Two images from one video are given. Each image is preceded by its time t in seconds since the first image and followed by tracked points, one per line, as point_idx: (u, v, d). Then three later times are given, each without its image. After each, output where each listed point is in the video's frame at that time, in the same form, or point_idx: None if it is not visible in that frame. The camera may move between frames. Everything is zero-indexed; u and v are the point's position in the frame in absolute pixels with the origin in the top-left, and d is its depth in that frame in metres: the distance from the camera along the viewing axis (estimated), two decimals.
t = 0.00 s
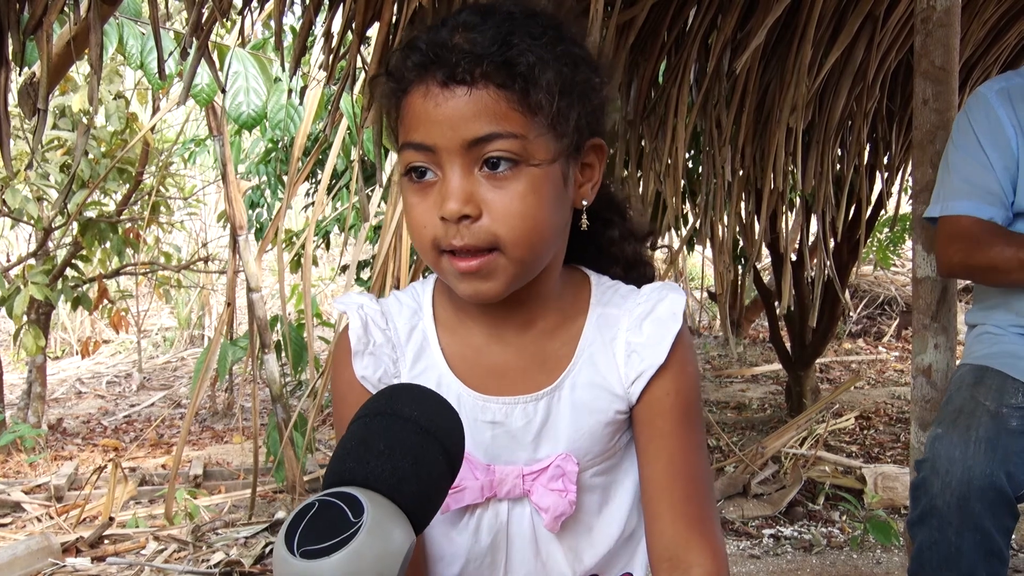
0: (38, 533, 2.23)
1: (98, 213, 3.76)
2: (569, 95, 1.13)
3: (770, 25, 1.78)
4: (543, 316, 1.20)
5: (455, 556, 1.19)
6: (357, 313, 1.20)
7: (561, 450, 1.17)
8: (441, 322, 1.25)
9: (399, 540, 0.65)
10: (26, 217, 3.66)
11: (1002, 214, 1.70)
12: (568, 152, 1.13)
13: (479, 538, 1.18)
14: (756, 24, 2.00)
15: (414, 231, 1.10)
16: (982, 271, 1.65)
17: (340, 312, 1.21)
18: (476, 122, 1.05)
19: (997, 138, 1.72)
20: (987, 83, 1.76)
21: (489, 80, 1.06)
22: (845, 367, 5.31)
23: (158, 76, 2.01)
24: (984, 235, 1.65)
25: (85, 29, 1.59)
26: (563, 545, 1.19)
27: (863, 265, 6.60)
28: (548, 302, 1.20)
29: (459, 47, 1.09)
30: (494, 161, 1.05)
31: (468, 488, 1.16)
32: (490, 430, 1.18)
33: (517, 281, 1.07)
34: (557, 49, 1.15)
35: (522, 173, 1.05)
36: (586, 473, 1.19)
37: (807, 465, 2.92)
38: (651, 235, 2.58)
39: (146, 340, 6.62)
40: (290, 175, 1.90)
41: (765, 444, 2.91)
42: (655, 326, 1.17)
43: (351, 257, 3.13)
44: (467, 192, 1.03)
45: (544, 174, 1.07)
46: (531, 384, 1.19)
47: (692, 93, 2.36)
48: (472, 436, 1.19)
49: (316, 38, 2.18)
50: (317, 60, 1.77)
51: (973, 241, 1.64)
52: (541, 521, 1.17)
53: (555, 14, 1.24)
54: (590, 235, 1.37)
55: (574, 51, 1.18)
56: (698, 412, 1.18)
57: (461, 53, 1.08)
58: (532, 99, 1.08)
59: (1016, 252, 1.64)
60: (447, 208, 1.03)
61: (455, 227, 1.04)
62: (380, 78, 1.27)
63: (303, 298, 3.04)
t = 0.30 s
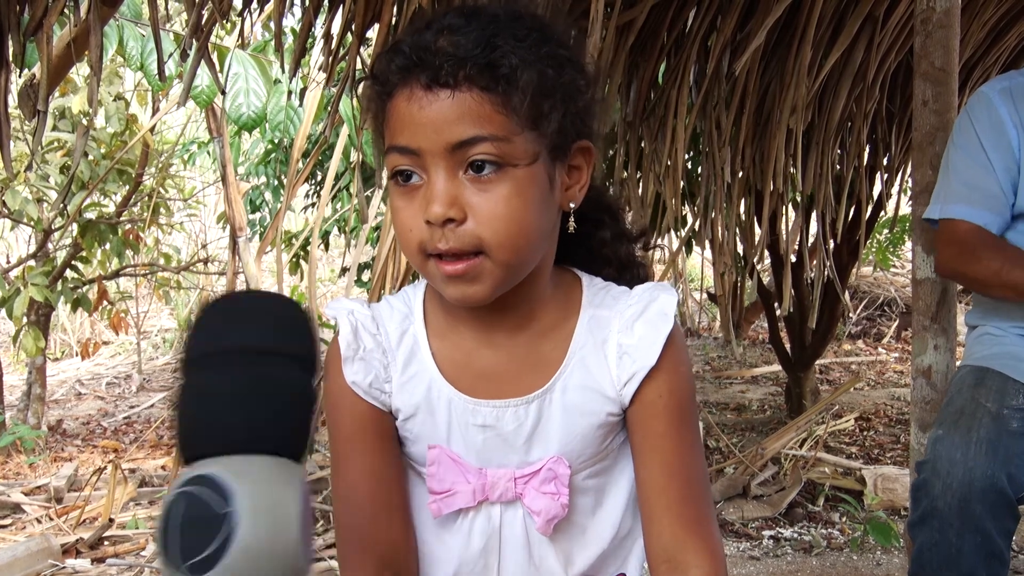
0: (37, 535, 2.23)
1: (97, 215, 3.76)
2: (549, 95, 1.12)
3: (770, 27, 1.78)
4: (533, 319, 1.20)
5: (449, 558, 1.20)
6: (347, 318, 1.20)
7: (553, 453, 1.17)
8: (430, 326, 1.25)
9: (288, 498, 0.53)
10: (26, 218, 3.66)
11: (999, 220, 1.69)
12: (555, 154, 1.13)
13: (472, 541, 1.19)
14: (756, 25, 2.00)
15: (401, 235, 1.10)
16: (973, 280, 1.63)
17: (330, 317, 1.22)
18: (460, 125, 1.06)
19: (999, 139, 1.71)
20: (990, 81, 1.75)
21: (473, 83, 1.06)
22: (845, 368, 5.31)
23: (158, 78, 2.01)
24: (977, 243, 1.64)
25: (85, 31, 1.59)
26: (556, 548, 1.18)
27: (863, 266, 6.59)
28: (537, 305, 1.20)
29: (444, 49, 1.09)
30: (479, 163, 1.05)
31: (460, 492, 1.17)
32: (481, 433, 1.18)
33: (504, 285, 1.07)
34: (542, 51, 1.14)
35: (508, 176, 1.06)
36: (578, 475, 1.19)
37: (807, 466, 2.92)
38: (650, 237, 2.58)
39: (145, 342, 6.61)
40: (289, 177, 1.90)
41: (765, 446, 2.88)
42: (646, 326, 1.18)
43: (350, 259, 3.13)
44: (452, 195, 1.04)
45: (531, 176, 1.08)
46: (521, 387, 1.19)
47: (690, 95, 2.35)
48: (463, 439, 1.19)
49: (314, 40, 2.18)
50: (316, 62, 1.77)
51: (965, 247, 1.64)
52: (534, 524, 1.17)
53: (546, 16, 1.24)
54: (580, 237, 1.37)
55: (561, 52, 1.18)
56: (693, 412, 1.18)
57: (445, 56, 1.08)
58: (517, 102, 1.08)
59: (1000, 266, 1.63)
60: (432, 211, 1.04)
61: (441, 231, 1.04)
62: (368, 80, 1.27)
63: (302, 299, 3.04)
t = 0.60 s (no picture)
0: (37, 535, 2.23)
1: (98, 216, 3.76)
2: (554, 97, 1.12)
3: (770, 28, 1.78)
4: (538, 321, 1.20)
5: (453, 559, 1.20)
6: (350, 320, 1.20)
7: (557, 454, 1.17)
8: (434, 327, 1.25)
9: None
10: (27, 219, 3.66)
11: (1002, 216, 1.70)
12: (561, 156, 1.13)
13: (475, 541, 1.19)
14: (756, 26, 2.00)
15: (408, 238, 1.11)
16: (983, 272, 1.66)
17: (335, 319, 1.22)
18: (468, 128, 1.06)
19: (998, 139, 1.72)
20: (987, 84, 1.76)
21: (480, 86, 1.06)
22: (846, 369, 5.31)
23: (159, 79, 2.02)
24: (983, 237, 1.65)
25: (85, 32, 1.59)
26: (560, 549, 1.18)
27: (863, 267, 6.60)
28: (542, 307, 1.20)
29: (450, 52, 1.09)
30: (486, 167, 1.06)
31: (464, 493, 1.16)
32: (485, 435, 1.18)
33: (511, 287, 1.07)
34: (547, 53, 1.14)
35: (514, 179, 1.06)
36: (582, 477, 1.19)
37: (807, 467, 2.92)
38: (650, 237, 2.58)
39: (146, 342, 6.61)
40: (290, 178, 1.89)
41: (765, 446, 2.89)
42: (649, 328, 1.18)
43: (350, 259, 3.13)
44: (459, 199, 1.05)
45: (537, 178, 1.08)
46: (525, 388, 1.19)
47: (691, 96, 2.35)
48: (467, 440, 1.19)
49: (314, 41, 2.18)
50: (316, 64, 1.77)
51: (973, 242, 1.64)
52: (538, 526, 1.17)
53: (550, 18, 1.23)
54: (584, 239, 1.37)
55: (566, 54, 1.18)
56: (694, 412, 1.18)
57: (451, 59, 1.08)
58: (523, 105, 1.08)
59: (1015, 254, 1.64)
60: (440, 215, 1.05)
61: (448, 234, 1.05)
62: (372, 82, 1.27)
63: (302, 300, 3.04)
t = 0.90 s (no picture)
0: (37, 536, 2.23)
1: (98, 217, 3.77)
2: (557, 99, 1.12)
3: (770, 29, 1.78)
4: (540, 322, 1.20)
5: (455, 560, 1.20)
6: (353, 321, 1.20)
7: (559, 456, 1.17)
8: (437, 329, 1.25)
9: None
10: (27, 220, 3.66)
11: (1006, 219, 1.70)
12: (566, 158, 1.13)
13: (478, 542, 1.18)
14: (756, 28, 2.00)
15: (413, 240, 1.11)
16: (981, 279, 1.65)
17: (337, 320, 1.22)
18: (473, 130, 1.06)
19: (1001, 140, 1.73)
20: (990, 84, 1.77)
21: (486, 88, 1.06)
22: (846, 371, 5.31)
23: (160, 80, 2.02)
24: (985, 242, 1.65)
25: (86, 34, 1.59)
26: (562, 550, 1.18)
27: (863, 268, 6.60)
28: (544, 309, 1.20)
29: (455, 55, 1.09)
30: (492, 169, 1.06)
31: (466, 493, 1.16)
32: (487, 436, 1.18)
33: (517, 289, 1.07)
34: (551, 55, 1.14)
35: (520, 180, 1.06)
36: (584, 479, 1.19)
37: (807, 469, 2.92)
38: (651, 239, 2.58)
39: (146, 343, 6.61)
40: (291, 179, 1.89)
41: (765, 448, 2.90)
42: (652, 329, 1.18)
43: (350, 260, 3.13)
44: (465, 201, 1.05)
45: (543, 180, 1.08)
46: (528, 390, 1.18)
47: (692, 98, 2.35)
48: (470, 441, 1.19)
49: (315, 42, 2.18)
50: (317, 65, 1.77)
51: (975, 246, 1.65)
52: (540, 527, 1.17)
53: (553, 19, 1.23)
54: (587, 240, 1.37)
55: (571, 56, 1.18)
56: (695, 413, 1.18)
57: (456, 61, 1.08)
58: (528, 107, 1.08)
59: (1015, 262, 1.64)
60: (446, 217, 1.05)
61: (454, 236, 1.05)
62: (375, 84, 1.27)
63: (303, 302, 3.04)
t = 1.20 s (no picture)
0: (36, 539, 2.23)
1: (97, 219, 3.76)
2: (557, 99, 1.12)
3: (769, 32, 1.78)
4: (541, 324, 1.20)
5: (454, 562, 1.20)
6: (353, 322, 1.20)
7: (559, 459, 1.17)
8: (438, 330, 1.25)
9: None
10: (26, 223, 3.66)
11: (1005, 221, 1.71)
12: (566, 160, 1.13)
13: (477, 545, 1.18)
14: (756, 30, 2.00)
15: (413, 240, 1.11)
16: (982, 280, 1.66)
17: (337, 321, 1.22)
18: (473, 129, 1.06)
19: (1000, 143, 1.73)
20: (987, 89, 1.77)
21: (485, 88, 1.06)
22: (845, 373, 5.32)
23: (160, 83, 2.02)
24: (987, 244, 1.66)
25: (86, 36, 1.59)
26: (561, 553, 1.18)
27: (863, 270, 6.60)
28: (545, 311, 1.20)
29: (455, 55, 1.09)
30: (491, 169, 1.06)
31: (465, 496, 1.16)
32: (487, 439, 1.18)
33: (516, 289, 1.07)
34: (552, 56, 1.14)
35: (519, 181, 1.06)
36: (584, 482, 1.19)
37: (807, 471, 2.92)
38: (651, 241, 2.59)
39: (145, 346, 6.60)
40: (290, 181, 1.89)
41: (765, 451, 2.91)
42: (652, 332, 1.18)
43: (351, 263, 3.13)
44: (464, 201, 1.05)
45: (543, 181, 1.08)
46: (528, 392, 1.18)
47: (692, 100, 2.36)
48: (469, 444, 1.18)
49: (315, 45, 2.18)
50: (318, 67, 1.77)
51: (975, 248, 1.65)
52: (539, 530, 1.17)
53: (554, 21, 1.23)
54: (589, 241, 1.37)
55: (572, 57, 1.18)
56: (696, 416, 1.18)
57: (456, 61, 1.08)
58: (527, 107, 1.08)
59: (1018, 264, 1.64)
60: (445, 217, 1.05)
61: (453, 236, 1.05)
62: (376, 85, 1.27)
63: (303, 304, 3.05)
